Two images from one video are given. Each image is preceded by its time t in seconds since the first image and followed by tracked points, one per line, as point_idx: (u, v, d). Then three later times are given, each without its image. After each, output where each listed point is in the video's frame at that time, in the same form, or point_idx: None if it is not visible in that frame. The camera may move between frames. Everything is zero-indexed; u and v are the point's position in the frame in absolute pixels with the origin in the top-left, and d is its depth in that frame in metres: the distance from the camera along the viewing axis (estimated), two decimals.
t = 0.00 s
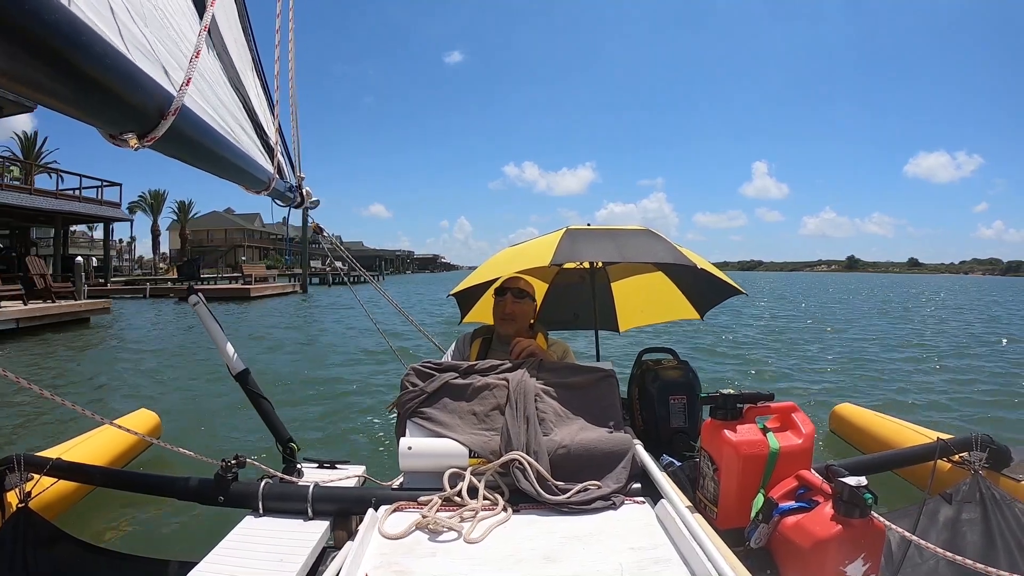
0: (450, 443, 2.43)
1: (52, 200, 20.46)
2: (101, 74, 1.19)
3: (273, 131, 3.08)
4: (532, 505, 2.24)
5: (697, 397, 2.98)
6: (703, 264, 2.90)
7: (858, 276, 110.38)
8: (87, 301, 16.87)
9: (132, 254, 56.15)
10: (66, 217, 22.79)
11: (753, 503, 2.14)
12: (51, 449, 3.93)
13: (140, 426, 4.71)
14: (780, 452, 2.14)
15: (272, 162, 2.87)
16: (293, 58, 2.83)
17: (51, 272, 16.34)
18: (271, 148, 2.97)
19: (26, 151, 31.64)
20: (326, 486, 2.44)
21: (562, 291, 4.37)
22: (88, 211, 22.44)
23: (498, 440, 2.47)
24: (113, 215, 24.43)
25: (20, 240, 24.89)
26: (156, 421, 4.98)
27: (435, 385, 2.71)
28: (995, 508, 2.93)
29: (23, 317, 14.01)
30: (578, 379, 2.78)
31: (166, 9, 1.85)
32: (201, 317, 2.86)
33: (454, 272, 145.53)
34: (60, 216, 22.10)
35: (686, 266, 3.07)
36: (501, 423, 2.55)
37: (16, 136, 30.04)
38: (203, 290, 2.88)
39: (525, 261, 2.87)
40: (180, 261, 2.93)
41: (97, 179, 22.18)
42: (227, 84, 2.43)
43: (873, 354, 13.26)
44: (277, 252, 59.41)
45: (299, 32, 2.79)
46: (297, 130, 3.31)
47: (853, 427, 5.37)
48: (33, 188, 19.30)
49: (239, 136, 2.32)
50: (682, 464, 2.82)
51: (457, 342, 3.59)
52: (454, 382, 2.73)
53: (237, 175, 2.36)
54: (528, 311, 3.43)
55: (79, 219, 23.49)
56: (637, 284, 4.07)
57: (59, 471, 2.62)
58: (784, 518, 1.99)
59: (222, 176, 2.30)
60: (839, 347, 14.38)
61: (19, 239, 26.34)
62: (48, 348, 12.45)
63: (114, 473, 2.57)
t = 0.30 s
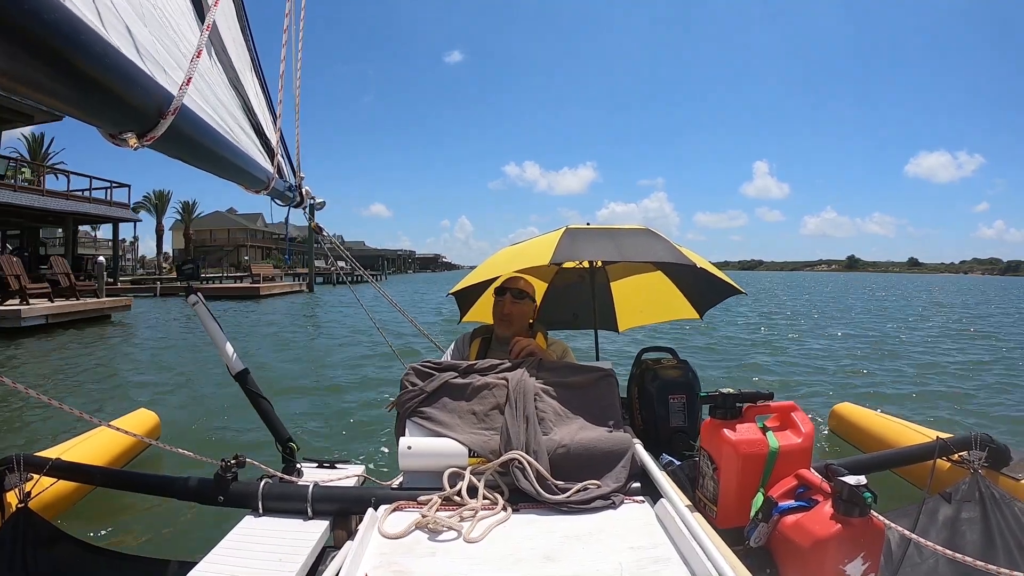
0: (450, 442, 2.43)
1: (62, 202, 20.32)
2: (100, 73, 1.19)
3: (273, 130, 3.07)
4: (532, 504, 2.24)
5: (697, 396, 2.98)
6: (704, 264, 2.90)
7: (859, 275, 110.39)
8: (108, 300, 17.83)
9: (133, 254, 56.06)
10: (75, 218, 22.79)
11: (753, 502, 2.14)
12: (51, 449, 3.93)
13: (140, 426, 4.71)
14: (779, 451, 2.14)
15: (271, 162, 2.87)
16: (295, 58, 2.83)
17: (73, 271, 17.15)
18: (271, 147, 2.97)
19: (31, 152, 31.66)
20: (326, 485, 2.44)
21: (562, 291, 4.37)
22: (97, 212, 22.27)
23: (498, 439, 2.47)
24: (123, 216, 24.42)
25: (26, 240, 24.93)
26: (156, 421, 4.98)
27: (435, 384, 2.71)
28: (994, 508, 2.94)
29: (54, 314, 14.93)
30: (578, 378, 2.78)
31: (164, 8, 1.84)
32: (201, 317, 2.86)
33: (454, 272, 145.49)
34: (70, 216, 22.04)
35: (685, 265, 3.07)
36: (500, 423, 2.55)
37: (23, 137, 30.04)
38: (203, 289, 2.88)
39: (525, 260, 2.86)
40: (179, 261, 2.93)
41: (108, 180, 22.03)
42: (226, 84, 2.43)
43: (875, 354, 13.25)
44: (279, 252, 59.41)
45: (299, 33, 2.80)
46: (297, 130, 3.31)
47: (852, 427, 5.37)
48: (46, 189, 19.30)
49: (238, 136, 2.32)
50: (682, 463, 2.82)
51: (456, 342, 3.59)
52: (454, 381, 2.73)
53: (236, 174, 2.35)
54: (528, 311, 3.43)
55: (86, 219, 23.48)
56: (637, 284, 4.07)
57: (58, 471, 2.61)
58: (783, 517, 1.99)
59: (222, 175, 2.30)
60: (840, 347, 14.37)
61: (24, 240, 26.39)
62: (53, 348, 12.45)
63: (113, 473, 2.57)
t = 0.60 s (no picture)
0: (449, 442, 2.43)
1: (75, 204, 20.30)
2: (102, 69, 1.20)
3: (274, 128, 3.07)
4: (532, 503, 2.24)
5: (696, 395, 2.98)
6: (703, 263, 2.90)
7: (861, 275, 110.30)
8: (130, 297, 18.67)
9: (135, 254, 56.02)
10: (88, 219, 22.86)
11: (752, 501, 2.14)
12: (51, 449, 3.92)
13: (140, 425, 4.71)
14: (779, 450, 2.14)
15: (272, 160, 2.87)
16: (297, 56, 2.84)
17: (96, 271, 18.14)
18: (272, 145, 2.97)
19: (38, 153, 31.74)
20: (325, 485, 2.44)
21: (561, 290, 4.37)
22: (109, 213, 22.10)
23: (497, 439, 2.47)
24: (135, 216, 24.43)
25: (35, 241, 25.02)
26: (156, 420, 4.98)
27: (434, 383, 2.71)
28: (994, 506, 2.94)
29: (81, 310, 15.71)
30: (577, 377, 2.78)
31: (163, 6, 1.84)
32: (200, 316, 2.86)
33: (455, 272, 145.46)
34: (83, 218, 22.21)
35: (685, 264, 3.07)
36: (500, 422, 2.55)
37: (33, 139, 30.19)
38: (203, 289, 2.88)
39: (525, 259, 2.86)
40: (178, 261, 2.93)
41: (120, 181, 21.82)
42: (226, 82, 2.43)
43: (879, 353, 13.23)
44: (282, 252, 59.43)
45: (299, 32, 2.80)
46: (298, 127, 3.31)
47: (852, 426, 5.37)
48: (57, 190, 19.32)
49: (239, 134, 2.32)
50: (682, 462, 2.82)
51: (456, 341, 3.58)
52: (453, 381, 2.73)
53: (237, 170, 2.35)
54: (528, 310, 3.43)
55: (95, 220, 23.54)
56: (637, 283, 4.07)
57: (58, 471, 2.61)
58: (783, 516, 1.99)
59: (223, 173, 2.30)
60: (844, 346, 14.36)
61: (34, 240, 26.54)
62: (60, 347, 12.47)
63: (113, 473, 2.57)
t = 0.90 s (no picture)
0: (450, 442, 2.43)
1: (87, 206, 20.50)
2: (110, 55, 1.20)
3: (281, 124, 3.08)
4: (532, 503, 2.24)
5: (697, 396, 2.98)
6: (704, 263, 2.89)
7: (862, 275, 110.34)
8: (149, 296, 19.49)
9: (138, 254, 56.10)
10: (99, 220, 23.03)
11: (753, 501, 2.14)
12: (52, 449, 3.93)
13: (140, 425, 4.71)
14: (779, 450, 2.14)
15: (279, 155, 2.87)
16: (302, 52, 2.84)
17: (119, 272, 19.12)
18: (280, 140, 2.97)
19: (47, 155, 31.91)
20: (326, 485, 2.44)
21: (562, 290, 4.36)
22: (121, 215, 22.29)
23: (498, 439, 2.47)
24: (145, 217, 24.57)
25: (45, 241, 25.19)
26: (156, 420, 4.97)
27: (435, 384, 2.71)
28: (994, 507, 2.95)
29: (105, 308, 16.56)
30: (578, 378, 2.78)
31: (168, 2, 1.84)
32: (201, 316, 2.86)
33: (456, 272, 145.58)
34: (93, 219, 22.36)
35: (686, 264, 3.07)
36: (501, 422, 2.54)
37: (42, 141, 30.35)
38: (204, 289, 2.88)
39: (527, 258, 2.87)
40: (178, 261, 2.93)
41: (131, 183, 21.95)
42: (233, 77, 2.43)
43: (881, 354, 13.24)
44: (285, 252, 59.56)
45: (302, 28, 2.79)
46: (304, 122, 3.31)
47: (852, 427, 5.37)
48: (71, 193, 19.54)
49: (246, 128, 2.32)
50: (682, 463, 2.83)
51: (457, 341, 3.59)
52: (454, 381, 2.73)
53: (246, 163, 2.36)
54: (529, 309, 3.43)
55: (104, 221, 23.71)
56: (637, 284, 4.07)
57: (58, 471, 2.61)
58: (783, 516, 1.99)
59: (231, 166, 2.31)
60: (846, 347, 14.37)
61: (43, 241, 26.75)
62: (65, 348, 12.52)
63: (113, 473, 2.57)
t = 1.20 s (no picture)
0: (450, 442, 2.43)
1: (97, 207, 20.69)
2: (110, 56, 1.20)
3: (281, 124, 3.08)
4: (532, 504, 2.24)
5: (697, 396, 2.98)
6: (704, 264, 2.89)
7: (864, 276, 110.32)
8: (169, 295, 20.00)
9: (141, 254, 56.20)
10: (107, 221, 23.21)
11: (753, 501, 2.15)
12: (53, 449, 3.93)
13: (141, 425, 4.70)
14: (779, 451, 2.14)
15: (279, 155, 2.88)
16: (302, 53, 2.84)
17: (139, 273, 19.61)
18: (280, 141, 2.98)
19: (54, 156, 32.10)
20: (327, 486, 2.44)
21: (562, 290, 4.36)
22: (128, 216, 22.46)
23: (498, 439, 2.47)
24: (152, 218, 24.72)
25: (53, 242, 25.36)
26: (157, 420, 4.95)
27: (435, 384, 2.71)
28: (994, 507, 2.95)
29: (128, 306, 17.01)
30: (578, 378, 2.78)
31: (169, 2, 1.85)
32: (201, 317, 2.86)
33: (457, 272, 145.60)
34: (101, 220, 22.52)
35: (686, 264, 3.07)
36: (500, 423, 2.55)
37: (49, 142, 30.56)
38: (204, 289, 2.88)
39: (527, 259, 2.87)
40: (179, 261, 2.93)
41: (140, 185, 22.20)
42: (233, 77, 2.43)
43: (882, 354, 13.23)
44: (288, 252, 59.66)
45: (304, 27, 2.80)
46: (305, 122, 3.31)
47: (852, 427, 5.38)
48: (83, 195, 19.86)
49: (246, 129, 2.32)
50: (682, 463, 2.83)
51: (457, 341, 3.59)
52: (454, 381, 2.73)
53: (245, 164, 2.36)
54: (529, 310, 3.44)
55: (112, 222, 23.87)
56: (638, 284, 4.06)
57: (58, 471, 2.61)
58: (783, 517, 1.99)
59: (230, 167, 2.31)
60: (848, 347, 14.37)
61: (52, 240, 26.95)
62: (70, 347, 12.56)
63: (113, 473, 2.57)
